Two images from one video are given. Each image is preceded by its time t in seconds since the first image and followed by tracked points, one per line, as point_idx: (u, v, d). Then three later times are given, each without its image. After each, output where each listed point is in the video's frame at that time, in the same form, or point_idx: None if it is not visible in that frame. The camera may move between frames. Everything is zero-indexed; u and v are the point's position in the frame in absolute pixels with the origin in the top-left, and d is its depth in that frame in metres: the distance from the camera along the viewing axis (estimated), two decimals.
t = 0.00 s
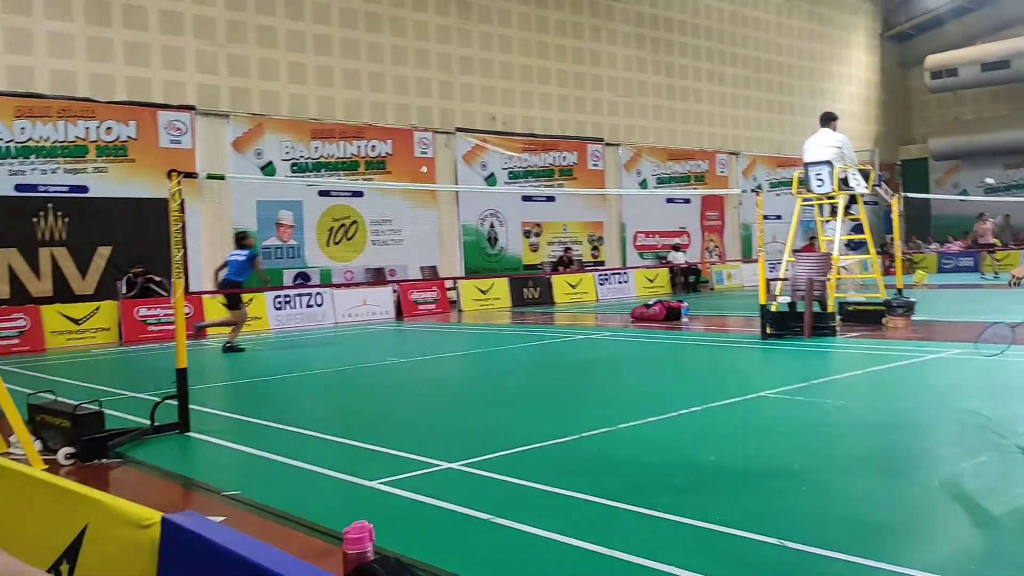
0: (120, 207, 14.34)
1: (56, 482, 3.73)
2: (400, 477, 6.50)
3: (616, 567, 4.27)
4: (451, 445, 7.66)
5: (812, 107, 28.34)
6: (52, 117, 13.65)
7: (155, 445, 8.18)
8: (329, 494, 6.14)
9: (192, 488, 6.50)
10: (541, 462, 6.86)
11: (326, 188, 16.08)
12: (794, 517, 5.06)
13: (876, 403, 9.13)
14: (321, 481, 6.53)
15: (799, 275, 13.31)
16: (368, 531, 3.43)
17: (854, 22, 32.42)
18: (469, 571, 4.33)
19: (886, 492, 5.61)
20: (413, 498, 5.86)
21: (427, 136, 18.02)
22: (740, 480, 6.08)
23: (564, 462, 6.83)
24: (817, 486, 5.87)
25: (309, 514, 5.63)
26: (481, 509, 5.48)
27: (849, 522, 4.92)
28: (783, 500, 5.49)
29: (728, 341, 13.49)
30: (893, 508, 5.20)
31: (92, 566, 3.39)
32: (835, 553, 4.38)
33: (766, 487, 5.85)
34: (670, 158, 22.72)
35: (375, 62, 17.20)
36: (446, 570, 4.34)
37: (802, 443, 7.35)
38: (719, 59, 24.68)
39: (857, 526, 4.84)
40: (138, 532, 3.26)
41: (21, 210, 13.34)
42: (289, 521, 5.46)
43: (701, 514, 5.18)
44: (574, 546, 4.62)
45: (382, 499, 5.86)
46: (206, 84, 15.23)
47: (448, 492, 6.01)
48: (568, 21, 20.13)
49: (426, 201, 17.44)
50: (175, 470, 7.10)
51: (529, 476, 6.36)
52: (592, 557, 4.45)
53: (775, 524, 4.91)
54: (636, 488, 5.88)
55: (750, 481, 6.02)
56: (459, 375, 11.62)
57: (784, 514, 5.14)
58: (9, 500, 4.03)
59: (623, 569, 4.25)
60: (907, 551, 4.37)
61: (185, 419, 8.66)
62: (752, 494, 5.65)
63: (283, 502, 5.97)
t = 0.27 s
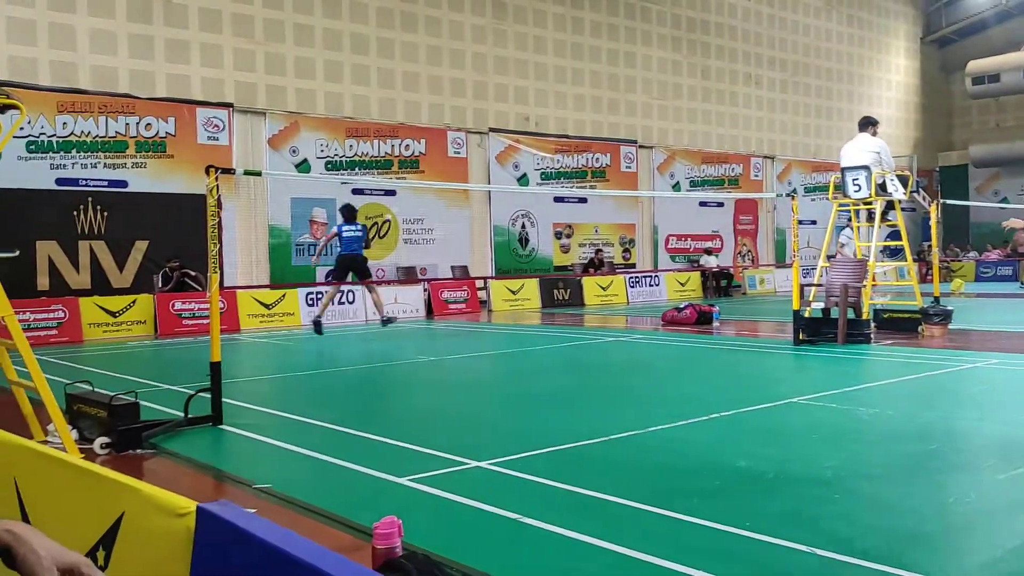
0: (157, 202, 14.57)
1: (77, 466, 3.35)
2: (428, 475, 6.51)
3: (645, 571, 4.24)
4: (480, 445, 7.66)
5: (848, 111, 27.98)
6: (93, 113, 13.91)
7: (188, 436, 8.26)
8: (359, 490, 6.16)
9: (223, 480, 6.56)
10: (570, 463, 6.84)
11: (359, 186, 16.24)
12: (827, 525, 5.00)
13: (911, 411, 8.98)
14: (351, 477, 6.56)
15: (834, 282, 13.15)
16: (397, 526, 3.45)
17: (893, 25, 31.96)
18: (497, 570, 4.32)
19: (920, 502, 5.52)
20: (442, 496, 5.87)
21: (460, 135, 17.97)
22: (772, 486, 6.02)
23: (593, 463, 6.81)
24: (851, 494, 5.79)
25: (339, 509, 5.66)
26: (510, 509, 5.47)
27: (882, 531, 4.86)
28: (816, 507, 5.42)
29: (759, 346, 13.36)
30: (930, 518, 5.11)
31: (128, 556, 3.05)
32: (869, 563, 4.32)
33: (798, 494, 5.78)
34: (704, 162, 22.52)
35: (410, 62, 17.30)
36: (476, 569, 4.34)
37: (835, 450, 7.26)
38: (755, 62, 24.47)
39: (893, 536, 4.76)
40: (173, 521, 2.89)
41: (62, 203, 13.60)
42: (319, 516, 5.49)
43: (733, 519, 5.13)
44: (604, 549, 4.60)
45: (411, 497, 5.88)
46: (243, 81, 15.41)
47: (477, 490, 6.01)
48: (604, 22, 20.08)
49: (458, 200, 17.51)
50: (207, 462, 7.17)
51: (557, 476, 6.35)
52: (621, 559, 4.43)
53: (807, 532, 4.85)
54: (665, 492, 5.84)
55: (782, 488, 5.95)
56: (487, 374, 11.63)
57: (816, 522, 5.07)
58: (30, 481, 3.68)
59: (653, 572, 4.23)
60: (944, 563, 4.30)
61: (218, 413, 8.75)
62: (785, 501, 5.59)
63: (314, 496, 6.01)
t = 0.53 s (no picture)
0: (175, 197, 14.67)
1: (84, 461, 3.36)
2: (440, 472, 6.52)
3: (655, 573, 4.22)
4: (492, 443, 7.65)
5: (868, 111, 27.73)
6: (113, 108, 14.02)
7: (202, 430, 8.32)
8: (370, 486, 6.18)
9: (235, 475, 6.60)
10: (581, 463, 6.82)
11: (376, 183, 16.29)
12: (840, 529, 4.94)
13: (928, 415, 8.87)
14: (363, 473, 6.58)
15: (851, 283, 13.03)
16: (407, 524, 3.44)
17: (915, 24, 31.62)
18: (507, 569, 4.31)
19: (933, 506, 5.47)
20: (452, 494, 5.87)
21: (477, 133, 18.06)
22: (783, 488, 5.98)
23: (605, 463, 6.79)
24: (865, 498, 5.72)
25: (349, 505, 5.67)
26: (520, 507, 5.47)
27: (893, 535, 4.82)
28: (828, 510, 5.38)
29: (774, 348, 13.27)
30: (945, 524, 5.05)
31: (139, 551, 3.08)
32: (882, 568, 4.27)
33: (809, 497, 5.74)
34: (722, 161, 22.27)
35: (427, 59, 17.32)
36: (485, 567, 4.34)
37: (849, 453, 7.20)
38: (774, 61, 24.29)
39: (907, 541, 4.71)
40: (180, 517, 2.91)
41: (81, 197, 13.72)
42: (330, 512, 5.50)
43: (743, 521, 5.10)
44: (613, 549, 4.59)
45: (421, 494, 5.89)
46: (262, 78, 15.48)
47: (487, 489, 6.00)
48: (622, 20, 20.00)
49: (474, 198, 17.54)
50: (221, 456, 7.21)
51: (568, 476, 6.34)
52: (631, 561, 4.41)
53: (820, 536, 4.80)
54: (676, 493, 5.82)
55: (795, 491, 5.89)
56: (500, 372, 11.62)
57: (827, 525, 5.04)
58: (40, 472, 3.70)
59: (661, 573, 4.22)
60: (955, 568, 4.26)
61: (232, 407, 8.79)
62: (797, 504, 5.53)
63: (326, 492, 6.02)
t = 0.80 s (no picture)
0: (187, 194, 14.73)
1: (106, 455, 3.30)
2: (453, 468, 6.52)
3: (669, 569, 4.23)
4: (506, 439, 7.66)
5: (879, 107, 27.61)
6: (126, 104, 14.08)
7: (216, 425, 8.35)
8: (384, 481, 6.20)
9: (249, 470, 6.63)
10: (594, 459, 6.82)
11: (387, 179, 16.35)
12: (853, 526, 4.94)
13: (942, 412, 8.82)
14: (376, 468, 6.60)
15: (864, 280, 12.98)
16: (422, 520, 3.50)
17: (928, 19, 31.44)
18: (521, 565, 4.33)
19: (947, 504, 5.46)
20: (466, 489, 5.88)
21: (488, 128, 17.80)
22: (796, 485, 5.97)
23: (617, 459, 6.79)
24: (878, 495, 5.71)
25: (363, 501, 5.68)
26: (533, 503, 5.47)
27: (907, 533, 4.81)
28: (841, 507, 5.37)
29: (786, 344, 13.24)
30: (960, 522, 5.03)
31: (154, 546, 3.01)
32: (898, 566, 4.27)
33: (822, 494, 5.73)
34: (733, 157, 22.19)
35: (438, 55, 17.34)
36: (500, 563, 4.34)
37: (863, 450, 7.19)
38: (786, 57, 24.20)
39: (922, 539, 4.70)
40: (199, 510, 2.81)
41: (95, 194, 13.79)
42: (345, 507, 5.52)
43: (756, 517, 5.10)
44: (627, 545, 4.58)
45: (435, 489, 5.90)
46: (274, 74, 15.52)
47: (501, 484, 6.01)
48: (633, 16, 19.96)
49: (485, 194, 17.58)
50: (235, 451, 7.24)
51: (582, 472, 6.34)
52: (645, 556, 4.42)
53: (834, 533, 4.80)
54: (689, 489, 5.82)
55: (809, 488, 5.88)
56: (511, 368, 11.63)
57: (840, 522, 5.03)
58: (60, 468, 3.66)
59: (675, 569, 4.22)
60: (969, 566, 4.25)
61: (245, 402, 8.81)
62: (812, 501, 5.53)
63: (340, 487, 6.05)
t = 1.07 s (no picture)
0: (210, 190, 14.83)
1: (141, 447, 3.30)
2: (480, 462, 6.56)
3: (696, 561, 4.26)
4: (532, 433, 7.68)
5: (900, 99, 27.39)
6: (149, 102, 14.18)
7: (242, 419, 8.41)
8: (411, 474, 6.24)
9: (276, 463, 6.68)
10: (620, 453, 6.84)
11: (408, 174, 16.41)
12: (881, 519, 4.95)
13: (968, 406, 8.78)
14: (404, 461, 6.64)
15: (889, 273, 12.89)
16: (448, 512, 3.67)
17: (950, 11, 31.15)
18: (549, 557, 4.37)
19: (975, 499, 5.44)
20: (493, 483, 5.91)
21: (508, 124, 17.96)
22: (823, 479, 5.96)
23: (644, 453, 6.80)
24: (906, 489, 5.71)
25: (391, 494, 5.73)
26: (560, 496, 5.50)
27: (935, 527, 4.81)
28: (869, 501, 5.37)
29: (809, 338, 13.18)
30: (989, 516, 5.03)
31: (191, 536, 2.98)
32: (927, 560, 4.26)
33: (849, 488, 5.72)
34: (755, 151, 22.15)
35: (459, 50, 17.36)
36: (530, 556, 4.37)
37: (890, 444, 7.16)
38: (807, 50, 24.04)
39: (951, 533, 4.70)
40: (235, 500, 2.79)
41: (119, 191, 13.91)
42: (373, 500, 5.56)
43: (784, 511, 5.11)
44: (656, 539, 4.60)
45: (463, 482, 5.94)
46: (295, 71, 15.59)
47: (528, 478, 6.05)
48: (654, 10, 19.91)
49: (505, 189, 17.60)
50: (262, 445, 7.29)
51: (608, 465, 6.36)
52: (672, 548, 4.46)
53: (861, 526, 4.82)
54: (717, 483, 5.83)
55: (835, 481, 5.88)
56: (534, 363, 11.66)
57: (868, 516, 5.03)
58: (98, 460, 3.68)
59: (703, 562, 4.24)
60: (999, 561, 4.24)
61: (271, 396, 8.87)
62: (838, 494, 5.54)
63: (368, 480, 6.10)
